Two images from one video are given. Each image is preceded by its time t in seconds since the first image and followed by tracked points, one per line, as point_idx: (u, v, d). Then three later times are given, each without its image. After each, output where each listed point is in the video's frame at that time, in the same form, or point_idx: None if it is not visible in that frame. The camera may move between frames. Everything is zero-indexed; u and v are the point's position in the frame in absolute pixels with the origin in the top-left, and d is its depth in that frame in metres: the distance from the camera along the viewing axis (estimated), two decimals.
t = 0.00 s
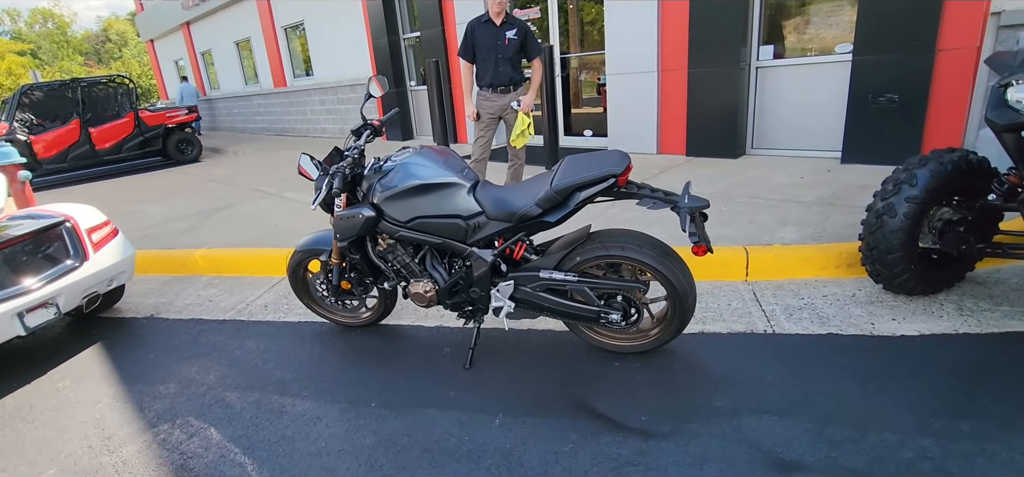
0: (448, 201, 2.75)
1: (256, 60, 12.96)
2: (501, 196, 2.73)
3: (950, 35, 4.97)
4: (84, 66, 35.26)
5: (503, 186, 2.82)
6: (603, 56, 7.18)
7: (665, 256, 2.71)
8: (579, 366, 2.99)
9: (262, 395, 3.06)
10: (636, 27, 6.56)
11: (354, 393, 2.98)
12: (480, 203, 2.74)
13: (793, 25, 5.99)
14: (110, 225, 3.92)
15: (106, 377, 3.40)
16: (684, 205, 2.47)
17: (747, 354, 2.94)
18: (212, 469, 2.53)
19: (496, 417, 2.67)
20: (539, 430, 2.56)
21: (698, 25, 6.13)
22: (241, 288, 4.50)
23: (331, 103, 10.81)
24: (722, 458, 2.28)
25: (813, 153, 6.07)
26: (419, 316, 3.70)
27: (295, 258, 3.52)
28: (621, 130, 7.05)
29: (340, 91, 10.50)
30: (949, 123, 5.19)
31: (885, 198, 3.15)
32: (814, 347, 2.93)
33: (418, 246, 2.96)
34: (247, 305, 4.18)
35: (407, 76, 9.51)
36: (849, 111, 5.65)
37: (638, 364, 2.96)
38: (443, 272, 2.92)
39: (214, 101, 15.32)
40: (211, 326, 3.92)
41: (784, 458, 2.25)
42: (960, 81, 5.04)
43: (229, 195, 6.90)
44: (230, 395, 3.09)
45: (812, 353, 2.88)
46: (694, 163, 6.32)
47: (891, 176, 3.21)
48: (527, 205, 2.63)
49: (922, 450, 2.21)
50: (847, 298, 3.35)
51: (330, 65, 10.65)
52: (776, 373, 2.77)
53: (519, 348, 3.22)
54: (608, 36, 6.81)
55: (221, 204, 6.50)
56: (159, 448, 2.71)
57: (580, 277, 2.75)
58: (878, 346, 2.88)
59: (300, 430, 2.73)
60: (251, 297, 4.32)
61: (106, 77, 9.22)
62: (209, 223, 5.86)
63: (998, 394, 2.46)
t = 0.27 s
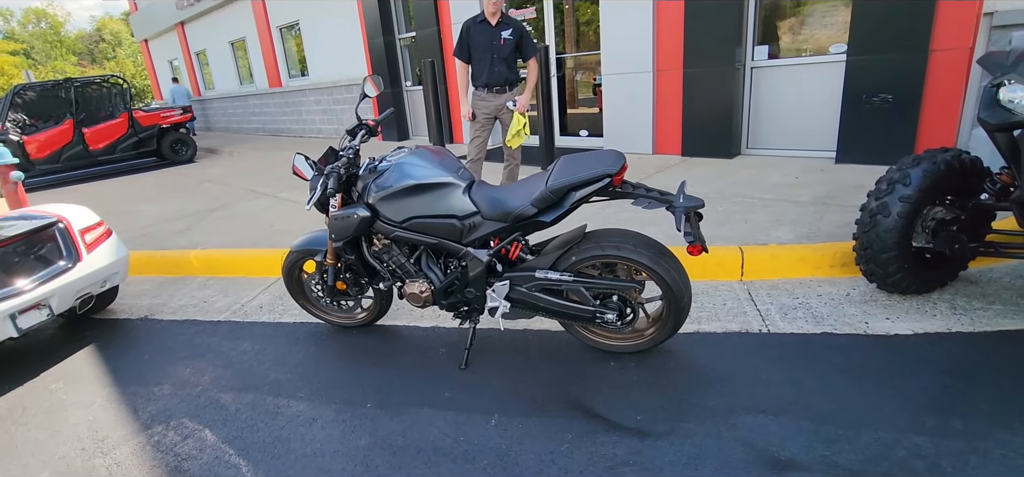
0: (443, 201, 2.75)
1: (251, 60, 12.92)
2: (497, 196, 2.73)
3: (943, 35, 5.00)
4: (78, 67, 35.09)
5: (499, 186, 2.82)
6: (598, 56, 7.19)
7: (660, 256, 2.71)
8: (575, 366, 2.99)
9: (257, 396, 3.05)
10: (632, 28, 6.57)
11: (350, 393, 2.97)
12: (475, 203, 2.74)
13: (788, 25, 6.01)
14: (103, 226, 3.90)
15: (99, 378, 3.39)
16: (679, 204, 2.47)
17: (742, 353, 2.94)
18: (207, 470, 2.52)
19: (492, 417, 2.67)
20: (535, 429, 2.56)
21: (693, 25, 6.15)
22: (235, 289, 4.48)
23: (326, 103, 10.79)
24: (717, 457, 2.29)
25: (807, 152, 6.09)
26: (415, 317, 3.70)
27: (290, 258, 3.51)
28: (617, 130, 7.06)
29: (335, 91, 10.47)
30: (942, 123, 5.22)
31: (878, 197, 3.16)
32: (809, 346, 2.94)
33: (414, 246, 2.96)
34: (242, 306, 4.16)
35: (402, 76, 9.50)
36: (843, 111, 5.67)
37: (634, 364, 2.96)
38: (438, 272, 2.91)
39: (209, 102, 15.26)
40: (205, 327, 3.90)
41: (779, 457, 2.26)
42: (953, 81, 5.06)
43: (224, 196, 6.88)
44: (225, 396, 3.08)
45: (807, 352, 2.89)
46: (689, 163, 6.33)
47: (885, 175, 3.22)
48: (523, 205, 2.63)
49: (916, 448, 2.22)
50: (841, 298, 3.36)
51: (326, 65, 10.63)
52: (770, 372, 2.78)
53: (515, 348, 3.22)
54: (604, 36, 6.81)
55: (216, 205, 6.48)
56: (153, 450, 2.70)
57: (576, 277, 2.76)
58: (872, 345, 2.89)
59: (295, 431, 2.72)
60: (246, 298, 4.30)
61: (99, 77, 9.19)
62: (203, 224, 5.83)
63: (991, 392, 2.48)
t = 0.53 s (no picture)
0: (439, 202, 2.75)
1: (246, 61, 12.90)
2: (492, 197, 2.73)
3: (937, 38, 5.02)
4: (72, 68, 34.98)
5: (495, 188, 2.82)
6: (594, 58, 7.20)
7: (656, 258, 2.71)
8: (571, 367, 2.99)
9: (252, 398, 3.04)
10: (628, 29, 6.59)
11: (345, 395, 2.97)
12: (471, 205, 2.73)
13: (783, 27, 6.03)
14: (97, 227, 3.88)
15: (93, 381, 3.37)
16: (674, 205, 2.48)
17: (737, 354, 2.95)
18: (201, 473, 2.51)
19: (488, 418, 2.67)
20: (531, 431, 2.56)
21: (689, 27, 6.17)
22: (231, 291, 4.47)
23: (322, 104, 10.77)
24: (712, 458, 2.29)
25: (802, 154, 6.12)
26: (411, 319, 3.69)
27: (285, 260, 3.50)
28: (613, 132, 7.07)
29: (332, 92, 10.46)
30: (935, 125, 5.24)
31: (873, 198, 3.18)
32: (804, 347, 2.95)
33: (409, 248, 2.95)
34: (237, 308, 4.15)
35: (398, 77, 9.49)
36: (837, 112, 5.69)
37: (629, 365, 2.96)
38: (434, 274, 2.91)
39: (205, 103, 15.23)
40: (200, 329, 3.89)
41: (774, 457, 2.26)
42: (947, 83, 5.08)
43: (219, 197, 6.86)
44: (220, 399, 3.06)
45: (801, 354, 2.90)
46: (685, 164, 6.35)
47: (879, 176, 3.24)
48: (518, 206, 2.64)
49: (910, 449, 2.23)
50: (836, 298, 3.37)
51: (322, 66, 10.61)
52: (765, 373, 2.79)
53: (511, 349, 3.22)
54: (600, 38, 6.83)
55: (211, 206, 6.46)
56: (147, 453, 2.69)
57: (572, 278, 2.76)
58: (867, 345, 2.90)
59: (290, 433, 2.71)
60: (242, 299, 4.29)
61: (94, 78, 9.16)
62: (198, 225, 5.82)
63: (985, 393, 2.49)
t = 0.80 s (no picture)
0: (435, 204, 2.76)
1: (241, 62, 12.87)
2: (488, 199, 2.74)
3: (928, 41, 5.07)
4: (66, 69, 34.83)
5: (491, 190, 2.83)
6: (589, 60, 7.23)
7: (650, 259, 2.74)
8: (566, 369, 3.01)
9: (248, 400, 3.04)
10: (623, 32, 6.62)
11: (341, 397, 2.97)
12: (467, 207, 2.75)
13: (777, 29, 6.07)
14: (92, 230, 3.88)
15: (88, 384, 3.37)
16: (669, 207, 2.50)
17: (731, 355, 2.97)
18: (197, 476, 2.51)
19: (484, 420, 2.68)
20: (526, 432, 2.58)
21: (683, 30, 6.20)
22: (226, 293, 4.47)
23: (318, 106, 10.77)
24: (707, 458, 2.31)
25: (796, 156, 6.16)
26: (407, 321, 3.70)
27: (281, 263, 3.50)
28: (608, 133, 7.10)
29: (327, 94, 10.46)
30: (927, 127, 5.29)
31: (865, 200, 3.21)
32: (797, 348, 2.98)
33: (405, 250, 2.96)
34: (233, 310, 4.15)
35: (394, 79, 9.50)
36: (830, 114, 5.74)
37: (624, 366, 2.98)
38: (430, 276, 2.92)
39: (199, 104, 15.20)
40: (196, 332, 3.89)
41: (768, 457, 2.28)
42: (938, 85, 5.13)
43: (214, 199, 6.85)
44: (216, 401, 3.07)
45: (795, 354, 2.92)
46: (679, 165, 6.38)
47: (871, 178, 3.27)
48: (514, 209, 2.65)
49: (901, 447, 2.25)
50: (829, 299, 3.41)
51: (317, 67, 10.60)
52: (759, 373, 2.81)
53: (507, 351, 3.23)
54: (595, 40, 6.86)
55: (207, 208, 6.45)
56: (143, 456, 2.69)
57: (567, 279, 2.78)
58: (859, 345, 2.93)
59: (286, 436, 2.72)
60: (237, 302, 4.29)
61: (88, 80, 9.12)
62: (194, 227, 5.81)
63: (975, 392, 2.52)
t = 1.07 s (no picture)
0: (432, 206, 2.77)
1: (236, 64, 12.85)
2: (484, 201, 2.76)
3: (920, 43, 5.12)
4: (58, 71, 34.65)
5: (487, 192, 2.84)
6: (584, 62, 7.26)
7: (645, 260, 2.76)
8: (562, 370, 3.02)
9: (244, 403, 3.04)
10: (617, 34, 6.65)
11: (338, 399, 2.98)
12: (463, 209, 2.76)
13: (770, 31, 6.11)
14: (86, 232, 3.86)
15: (83, 387, 3.36)
16: (663, 209, 2.52)
17: (726, 355, 2.99)
18: None
19: (480, 421, 2.69)
20: (523, 432, 2.59)
21: (677, 32, 6.24)
22: (222, 295, 4.46)
23: (313, 108, 10.76)
24: (701, 458, 2.33)
25: (789, 157, 6.20)
26: (403, 322, 3.71)
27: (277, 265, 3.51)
28: (603, 135, 7.13)
29: (322, 96, 10.45)
30: (918, 128, 5.34)
31: (857, 201, 3.24)
32: (790, 348, 3.00)
33: (401, 252, 2.98)
34: (229, 313, 4.15)
35: (389, 81, 9.51)
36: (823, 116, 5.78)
37: (620, 367, 3.00)
38: (427, 277, 2.93)
39: (193, 106, 15.15)
40: (192, 334, 3.88)
41: (763, 456, 2.30)
42: (930, 87, 5.18)
43: (209, 201, 6.84)
44: (212, 404, 3.07)
45: (788, 354, 2.95)
46: (674, 167, 6.41)
47: (864, 179, 3.30)
48: (510, 210, 2.67)
49: (894, 446, 2.28)
50: (823, 300, 3.43)
51: (312, 69, 10.59)
52: (753, 373, 2.83)
53: (503, 352, 3.25)
54: (590, 42, 6.89)
55: (201, 210, 6.44)
56: (138, 459, 2.69)
57: (563, 281, 2.79)
58: (852, 345, 2.96)
59: (283, 438, 2.72)
60: (233, 304, 4.29)
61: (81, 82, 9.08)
62: (188, 229, 5.79)
63: (967, 391, 2.55)
